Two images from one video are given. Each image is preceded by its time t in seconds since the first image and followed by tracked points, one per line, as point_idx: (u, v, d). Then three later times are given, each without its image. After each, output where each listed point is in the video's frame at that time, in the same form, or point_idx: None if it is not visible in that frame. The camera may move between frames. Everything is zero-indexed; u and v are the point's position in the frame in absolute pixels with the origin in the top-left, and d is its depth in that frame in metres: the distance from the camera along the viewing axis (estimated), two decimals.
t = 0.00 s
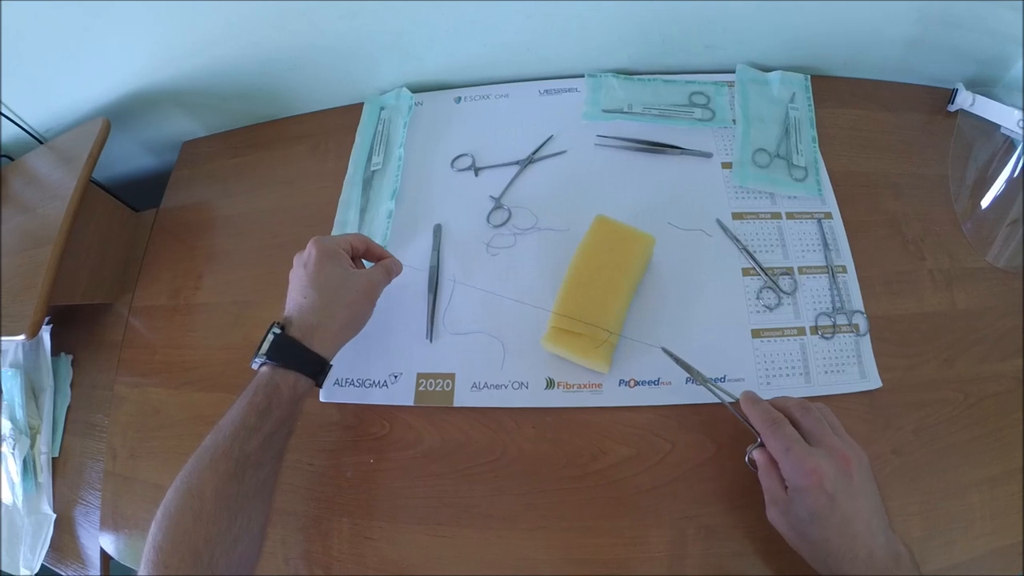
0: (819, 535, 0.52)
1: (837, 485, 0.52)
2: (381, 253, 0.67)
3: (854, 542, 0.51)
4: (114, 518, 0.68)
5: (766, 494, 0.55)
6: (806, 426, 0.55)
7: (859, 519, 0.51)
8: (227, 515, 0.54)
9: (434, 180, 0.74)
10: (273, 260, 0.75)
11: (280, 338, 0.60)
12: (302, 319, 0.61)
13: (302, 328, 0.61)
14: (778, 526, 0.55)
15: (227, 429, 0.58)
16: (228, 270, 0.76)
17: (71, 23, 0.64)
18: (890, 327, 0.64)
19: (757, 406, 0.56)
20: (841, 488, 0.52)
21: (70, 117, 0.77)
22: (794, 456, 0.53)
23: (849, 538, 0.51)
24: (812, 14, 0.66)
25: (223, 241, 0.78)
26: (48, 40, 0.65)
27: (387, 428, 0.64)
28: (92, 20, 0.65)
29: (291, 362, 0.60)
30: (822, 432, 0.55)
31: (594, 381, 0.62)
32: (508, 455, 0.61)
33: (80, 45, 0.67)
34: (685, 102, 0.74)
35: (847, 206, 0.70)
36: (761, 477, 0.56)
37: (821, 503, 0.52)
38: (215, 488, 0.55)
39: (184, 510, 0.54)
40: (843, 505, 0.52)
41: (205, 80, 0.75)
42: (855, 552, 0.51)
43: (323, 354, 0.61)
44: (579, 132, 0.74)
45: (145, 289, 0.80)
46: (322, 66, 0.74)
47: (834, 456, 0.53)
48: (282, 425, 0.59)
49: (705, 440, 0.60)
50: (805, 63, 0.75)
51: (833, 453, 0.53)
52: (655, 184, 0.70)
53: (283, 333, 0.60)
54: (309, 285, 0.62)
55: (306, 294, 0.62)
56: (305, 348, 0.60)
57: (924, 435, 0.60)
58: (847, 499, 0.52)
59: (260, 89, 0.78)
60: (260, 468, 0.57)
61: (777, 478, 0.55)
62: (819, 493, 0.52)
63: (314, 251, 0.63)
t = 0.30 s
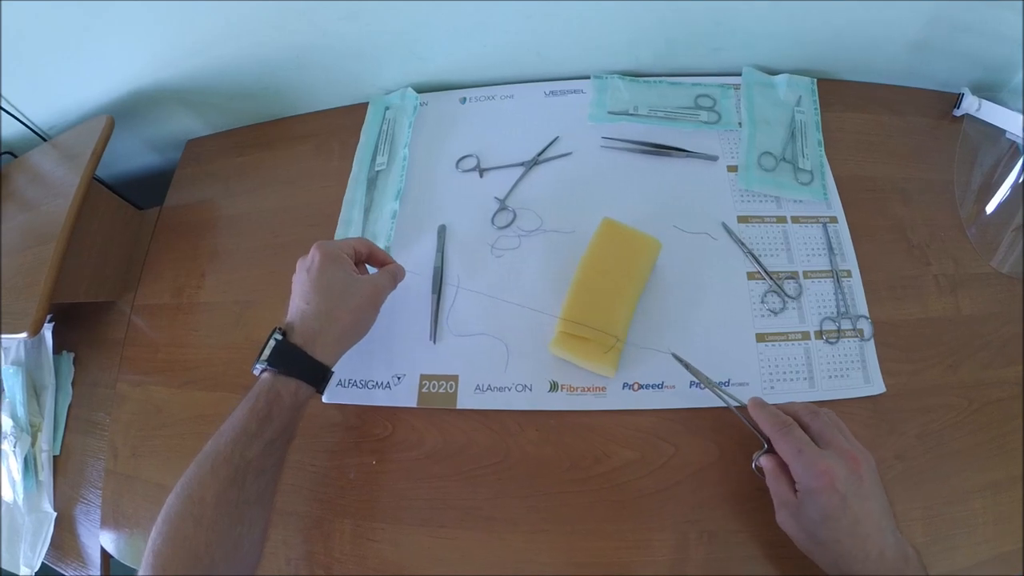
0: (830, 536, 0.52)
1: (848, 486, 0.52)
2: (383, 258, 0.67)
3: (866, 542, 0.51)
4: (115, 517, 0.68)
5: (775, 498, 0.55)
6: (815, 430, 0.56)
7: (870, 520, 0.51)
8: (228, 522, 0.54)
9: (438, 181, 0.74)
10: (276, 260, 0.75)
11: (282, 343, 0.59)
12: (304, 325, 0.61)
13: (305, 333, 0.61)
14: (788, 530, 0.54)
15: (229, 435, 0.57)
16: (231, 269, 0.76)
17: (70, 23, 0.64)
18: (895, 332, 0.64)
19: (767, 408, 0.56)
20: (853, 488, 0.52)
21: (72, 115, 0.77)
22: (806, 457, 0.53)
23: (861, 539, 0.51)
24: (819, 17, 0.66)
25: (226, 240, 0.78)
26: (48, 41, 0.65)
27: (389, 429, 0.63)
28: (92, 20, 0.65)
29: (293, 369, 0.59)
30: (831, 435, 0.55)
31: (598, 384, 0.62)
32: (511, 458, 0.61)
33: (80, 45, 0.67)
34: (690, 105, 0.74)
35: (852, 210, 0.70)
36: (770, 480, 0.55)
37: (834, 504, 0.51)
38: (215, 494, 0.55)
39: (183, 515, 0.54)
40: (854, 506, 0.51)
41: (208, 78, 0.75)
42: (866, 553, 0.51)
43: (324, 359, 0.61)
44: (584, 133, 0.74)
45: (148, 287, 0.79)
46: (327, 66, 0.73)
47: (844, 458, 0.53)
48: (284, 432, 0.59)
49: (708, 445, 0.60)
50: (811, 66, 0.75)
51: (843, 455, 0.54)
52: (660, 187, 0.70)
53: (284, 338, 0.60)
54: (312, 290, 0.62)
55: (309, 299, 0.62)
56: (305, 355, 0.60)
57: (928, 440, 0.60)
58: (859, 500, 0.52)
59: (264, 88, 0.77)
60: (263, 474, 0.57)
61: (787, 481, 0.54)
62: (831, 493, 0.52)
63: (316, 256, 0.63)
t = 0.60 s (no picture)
0: (833, 523, 0.51)
1: (849, 473, 0.51)
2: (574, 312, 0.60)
3: (868, 526, 0.51)
4: (116, 518, 0.68)
5: (771, 488, 0.54)
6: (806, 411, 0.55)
7: (869, 503, 0.51)
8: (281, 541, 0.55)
9: (440, 181, 0.74)
10: (276, 260, 0.75)
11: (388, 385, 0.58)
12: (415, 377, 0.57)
13: (415, 393, 0.58)
14: (788, 520, 0.54)
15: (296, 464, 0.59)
16: (231, 269, 0.76)
17: (71, 23, 0.64)
18: (895, 333, 0.65)
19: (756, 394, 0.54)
20: (851, 472, 0.51)
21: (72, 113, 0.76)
22: (804, 443, 0.52)
23: (862, 526, 0.51)
24: (821, 18, 0.66)
25: (226, 240, 0.78)
26: (48, 41, 0.65)
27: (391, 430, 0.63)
28: (93, 20, 0.65)
29: (389, 411, 0.57)
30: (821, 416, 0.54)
31: (600, 385, 0.62)
32: (513, 459, 0.61)
33: (80, 45, 0.67)
34: (692, 105, 0.74)
35: (852, 211, 0.70)
36: (762, 470, 0.55)
37: (835, 493, 0.51)
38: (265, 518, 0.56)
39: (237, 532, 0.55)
40: (854, 490, 0.51)
41: (209, 77, 0.75)
42: (869, 537, 0.51)
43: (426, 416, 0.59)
44: (585, 134, 0.74)
45: (147, 287, 0.79)
46: (328, 65, 0.73)
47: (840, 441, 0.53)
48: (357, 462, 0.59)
49: (710, 445, 0.60)
50: (812, 67, 0.75)
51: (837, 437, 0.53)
52: (662, 187, 0.70)
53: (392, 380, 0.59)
54: (466, 348, 0.54)
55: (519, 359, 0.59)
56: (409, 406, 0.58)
57: (928, 440, 0.60)
58: (858, 484, 0.51)
59: (265, 87, 0.77)
60: (327, 497, 0.58)
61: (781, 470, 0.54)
62: (831, 479, 0.51)
63: (482, 310, 0.54)
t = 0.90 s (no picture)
0: (835, 504, 0.51)
1: (850, 451, 0.52)
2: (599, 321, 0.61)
3: (870, 507, 0.51)
4: (110, 520, 0.68)
5: (773, 471, 0.55)
6: (811, 395, 0.55)
7: (872, 484, 0.51)
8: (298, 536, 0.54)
9: (434, 182, 0.74)
10: (271, 261, 0.75)
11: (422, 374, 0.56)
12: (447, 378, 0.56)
13: (457, 387, 0.56)
14: (791, 502, 0.54)
15: (318, 454, 0.56)
16: (226, 270, 0.76)
17: (71, 24, 0.65)
18: (889, 333, 0.65)
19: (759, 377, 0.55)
20: (855, 452, 0.52)
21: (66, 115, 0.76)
22: (807, 422, 0.52)
23: (864, 503, 0.51)
24: (814, 18, 0.66)
25: (221, 241, 0.78)
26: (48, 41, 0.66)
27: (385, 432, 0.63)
28: (89, 23, 0.65)
29: (420, 402, 0.56)
30: (824, 399, 0.55)
31: (594, 386, 0.62)
32: (507, 459, 0.61)
33: (79, 45, 0.67)
34: (685, 106, 0.74)
35: (846, 210, 0.70)
36: (764, 454, 0.56)
37: (838, 471, 0.51)
38: (285, 516, 0.54)
39: (259, 525, 0.53)
40: (857, 470, 0.51)
41: (203, 77, 0.75)
42: (871, 518, 0.51)
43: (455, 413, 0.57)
44: (579, 135, 0.74)
45: (141, 288, 0.79)
46: (322, 66, 0.73)
47: (844, 422, 0.53)
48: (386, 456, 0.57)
49: (704, 445, 0.60)
50: (806, 67, 0.75)
51: (842, 418, 0.53)
52: (656, 188, 0.70)
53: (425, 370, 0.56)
54: (504, 344, 0.55)
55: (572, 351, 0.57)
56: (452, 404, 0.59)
57: (923, 440, 0.60)
58: (860, 464, 0.52)
59: (259, 88, 0.77)
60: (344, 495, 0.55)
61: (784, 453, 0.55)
62: (836, 459, 0.51)
63: (517, 305, 0.55)
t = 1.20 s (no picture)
0: (840, 511, 0.51)
1: (854, 460, 0.52)
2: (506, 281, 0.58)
3: (875, 515, 0.51)
4: (114, 525, 0.68)
5: (780, 486, 0.55)
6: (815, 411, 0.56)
7: (876, 493, 0.51)
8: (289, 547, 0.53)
9: (435, 188, 0.74)
10: (273, 268, 0.75)
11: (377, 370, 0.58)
12: (391, 355, 0.58)
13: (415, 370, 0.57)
14: (798, 515, 0.54)
15: (315, 453, 0.57)
16: (229, 277, 0.76)
17: (70, 31, 0.65)
18: (892, 338, 0.64)
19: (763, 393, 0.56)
20: (858, 462, 0.52)
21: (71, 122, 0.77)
22: (811, 436, 0.53)
23: (869, 511, 0.51)
24: (814, 23, 0.66)
25: (224, 248, 0.78)
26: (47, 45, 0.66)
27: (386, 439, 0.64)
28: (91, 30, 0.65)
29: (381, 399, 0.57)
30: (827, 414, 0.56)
31: (595, 393, 0.62)
32: (509, 466, 0.61)
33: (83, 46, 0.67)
34: (686, 112, 0.74)
35: (847, 215, 0.70)
36: (771, 469, 0.56)
37: (843, 480, 0.51)
38: (273, 521, 0.53)
39: (270, 515, 0.54)
40: (862, 480, 0.51)
41: (206, 85, 0.75)
42: (877, 526, 0.51)
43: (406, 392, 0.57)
44: (580, 141, 0.74)
45: (145, 295, 0.79)
46: (324, 74, 0.74)
47: (847, 435, 0.54)
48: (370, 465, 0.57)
49: (706, 452, 0.60)
50: (807, 72, 0.75)
51: (845, 431, 0.54)
52: (656, 194, 0.70)
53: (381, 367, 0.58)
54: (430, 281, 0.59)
55: (485, 283, 0.56)
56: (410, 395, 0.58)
57: (926, 446, 0.60)
58: (865, 473, 0.52)
59: (262, 95, 0.77)
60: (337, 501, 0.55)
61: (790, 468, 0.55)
62: (840, 468, 0.51)
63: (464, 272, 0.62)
